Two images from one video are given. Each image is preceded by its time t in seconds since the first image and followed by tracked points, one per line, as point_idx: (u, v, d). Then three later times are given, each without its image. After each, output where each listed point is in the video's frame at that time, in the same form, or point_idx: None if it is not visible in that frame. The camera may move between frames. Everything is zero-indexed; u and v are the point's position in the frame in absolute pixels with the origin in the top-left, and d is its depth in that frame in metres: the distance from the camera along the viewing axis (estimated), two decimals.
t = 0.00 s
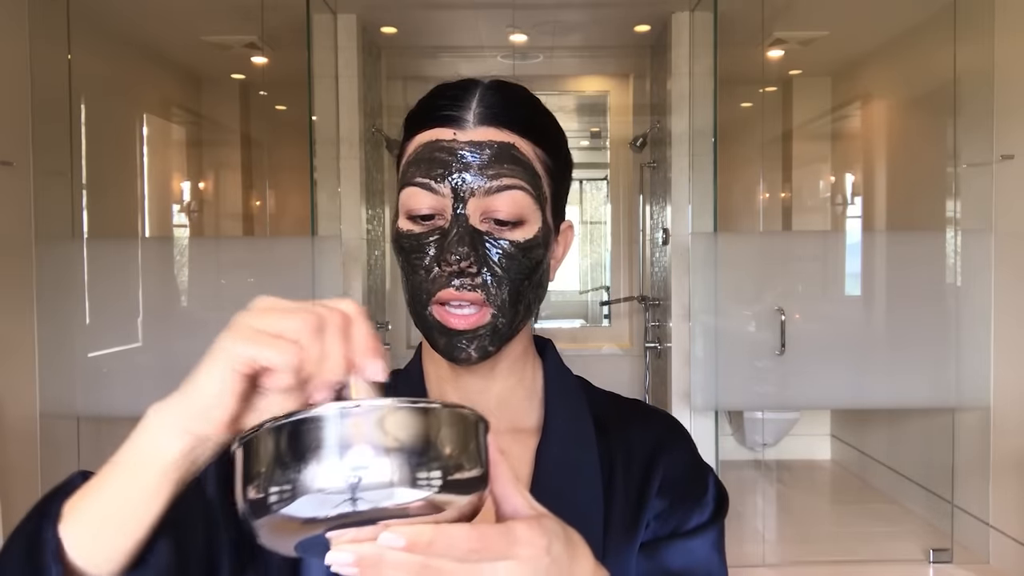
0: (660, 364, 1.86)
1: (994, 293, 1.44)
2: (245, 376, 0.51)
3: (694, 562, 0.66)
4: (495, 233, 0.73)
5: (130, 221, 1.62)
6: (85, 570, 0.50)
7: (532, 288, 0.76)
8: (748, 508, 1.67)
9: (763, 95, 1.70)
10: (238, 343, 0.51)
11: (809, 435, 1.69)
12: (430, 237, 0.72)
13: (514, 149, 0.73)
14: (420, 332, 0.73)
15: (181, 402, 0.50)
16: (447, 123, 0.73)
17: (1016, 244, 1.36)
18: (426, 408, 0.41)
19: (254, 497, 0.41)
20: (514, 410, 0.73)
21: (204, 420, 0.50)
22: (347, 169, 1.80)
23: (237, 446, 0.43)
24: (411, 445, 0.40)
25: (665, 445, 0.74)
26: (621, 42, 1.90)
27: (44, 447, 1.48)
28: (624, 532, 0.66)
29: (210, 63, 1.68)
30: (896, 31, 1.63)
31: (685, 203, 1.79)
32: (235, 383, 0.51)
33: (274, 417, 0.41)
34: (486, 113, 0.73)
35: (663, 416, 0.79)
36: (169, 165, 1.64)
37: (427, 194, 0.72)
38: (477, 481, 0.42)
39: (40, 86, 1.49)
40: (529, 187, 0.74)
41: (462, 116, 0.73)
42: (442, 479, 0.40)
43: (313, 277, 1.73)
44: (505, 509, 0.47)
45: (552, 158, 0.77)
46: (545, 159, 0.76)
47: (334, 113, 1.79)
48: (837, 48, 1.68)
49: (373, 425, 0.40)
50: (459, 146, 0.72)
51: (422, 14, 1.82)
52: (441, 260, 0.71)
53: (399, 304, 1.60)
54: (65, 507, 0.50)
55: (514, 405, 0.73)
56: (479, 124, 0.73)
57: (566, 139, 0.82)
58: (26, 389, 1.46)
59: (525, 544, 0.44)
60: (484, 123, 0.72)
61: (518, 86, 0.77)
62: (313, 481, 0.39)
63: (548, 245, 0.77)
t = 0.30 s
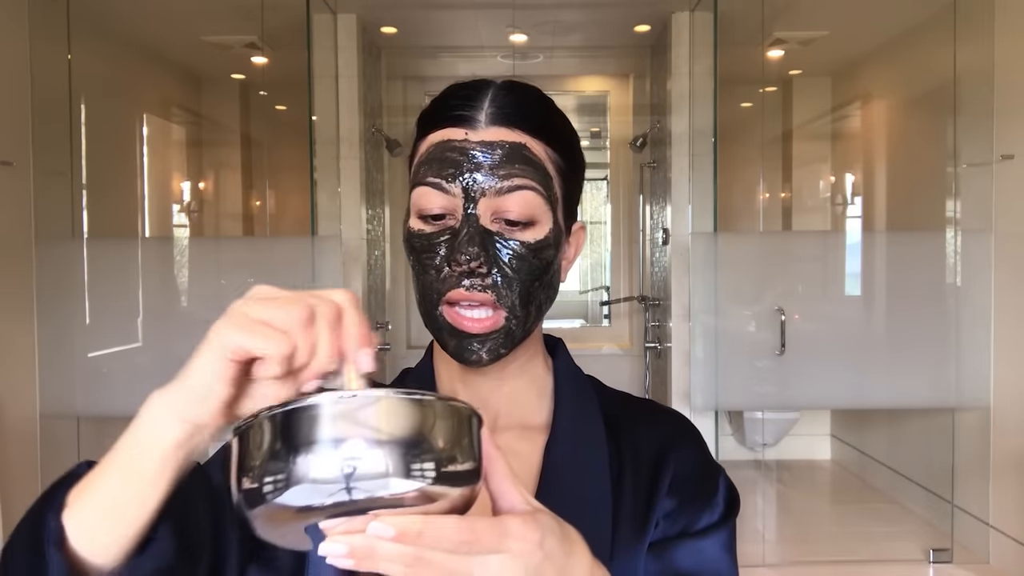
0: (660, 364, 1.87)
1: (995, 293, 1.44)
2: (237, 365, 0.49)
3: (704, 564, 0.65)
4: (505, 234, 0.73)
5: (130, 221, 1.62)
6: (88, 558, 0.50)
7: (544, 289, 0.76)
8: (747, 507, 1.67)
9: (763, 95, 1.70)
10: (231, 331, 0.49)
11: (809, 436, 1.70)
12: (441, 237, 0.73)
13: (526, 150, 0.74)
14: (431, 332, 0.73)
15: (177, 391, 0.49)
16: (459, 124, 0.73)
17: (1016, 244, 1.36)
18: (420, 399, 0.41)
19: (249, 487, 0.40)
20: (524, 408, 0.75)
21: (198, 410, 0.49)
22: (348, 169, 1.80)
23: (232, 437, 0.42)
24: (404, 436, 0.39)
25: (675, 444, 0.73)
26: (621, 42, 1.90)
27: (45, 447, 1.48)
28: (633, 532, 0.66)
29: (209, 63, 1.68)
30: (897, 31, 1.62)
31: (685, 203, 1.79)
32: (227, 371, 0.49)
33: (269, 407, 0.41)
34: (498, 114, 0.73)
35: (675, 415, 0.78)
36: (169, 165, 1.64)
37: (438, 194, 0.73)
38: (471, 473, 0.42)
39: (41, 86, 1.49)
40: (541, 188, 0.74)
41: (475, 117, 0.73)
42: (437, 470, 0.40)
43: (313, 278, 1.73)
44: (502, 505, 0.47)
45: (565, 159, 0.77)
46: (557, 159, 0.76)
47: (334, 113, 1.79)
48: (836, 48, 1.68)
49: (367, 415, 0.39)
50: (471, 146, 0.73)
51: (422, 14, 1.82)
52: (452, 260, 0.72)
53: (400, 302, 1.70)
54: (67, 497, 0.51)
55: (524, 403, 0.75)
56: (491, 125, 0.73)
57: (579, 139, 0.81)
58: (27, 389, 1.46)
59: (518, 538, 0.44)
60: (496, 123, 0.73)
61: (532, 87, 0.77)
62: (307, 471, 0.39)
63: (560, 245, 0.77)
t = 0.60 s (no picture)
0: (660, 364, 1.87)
1: (994, 293, 1.44)
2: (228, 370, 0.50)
3: (711, 563, 0.65)
4: (510, 232, 0.73)
5: (130, 221, 1.62)
6: (88, 559, 0.50)
7: (549, 288, 0.76)
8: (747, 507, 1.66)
9: (763, 95, 1.70)
10: (224, 337, 0.49)
11: (809, 436, 1.69)
12: (445, 235, 0.73)
13: (532, 149, 0.74)
14: (434, 331, 0.73)
15: (169, 391, 0.49)
16: (464, 122, 0.73)
17: (1016, 244, 1.36)
18: (413, 415, 0.41)
19: (238, 503, 0.40)
20: (530, 407, 0.75)
21: (189, 411, 0.49)
22: (348, 169, 1.80)
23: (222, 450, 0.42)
24: (395, 452, 0.40)
25: (682, 441, 0.72)
26: (621, 42, 1.90)
27: (44, 447, 1.47)
28: (639, 533, 0.65)
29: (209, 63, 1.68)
30: (896, 31, 1.62)
31: (685, 203, 1.79)
32: (217, 376, 0.49)
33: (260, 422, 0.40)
34: (504, 113, 0.73)
35: (683, 411, 0.78)
36: (169, 165, 1.64)
37: (443, 192, 0.73)
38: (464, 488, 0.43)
39: (41, 86, 1.49)
40: (546, 187, 0.74)
41: (480, 115, 0.74)
42: (428, 486, 0.40)
43: (313, 278, 1.73)
44: (497, 515, 0.48)
45: (571, 158, 0.77)
46: (563, 158, 0.76)
47: (334, 113, 1.79)
48: (836, 47, 1.68)
49: (360, 433, 0.39)
50: (477, 145, 0.73)
51: (422, 14, 1.82)
52: (456, 258, 0.72)
53: (399, 301, 1.73)
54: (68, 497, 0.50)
55: (530, 403, 0.75)
56: (496, 123, 0.73)
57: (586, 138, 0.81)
58: (26, 390, 1.46)
59: (513, 552, 0.43)
60: (502, 122, 0.73)
61: (539, 86, 0.77)
62: (298, 489, 0.39)
63: (565, 245, 0.77)
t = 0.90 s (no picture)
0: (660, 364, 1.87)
1: (994, 293, 1.44)
2: (231, 380, 0.49)
3: (718, 564, 0.66)
4: (513, 233, 0.73)
5: (130, 221, 1.62)
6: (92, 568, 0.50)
7: (552, 288, 0.76)
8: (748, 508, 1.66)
9: (763, 95, 1.71)
10: (229, 347, 0.48)
11: (808, 436, 1.71)
12: (448, 236, 0.73)
13: (534, 148, 0.74)
14: (437, 332, 0.73)
15: (172, 400, 0.49)
16: (466, 122, 0.73)
17: (1016, 244, 1.36)
18: (419, 420, 0.42)
19: (247, 509, 0.41)
20: (535, 407, 0.75)
21: (192, 420, 0.49)
22: (348, 169, 1.80)
23: (230, 458, 0.43)
24: (403, 458, 0.41)
25: (689, 441, 0.73)
26: (621, 42, 1.90)
27: (44, 447, 1.47)
28: (646, 535, 0.66)
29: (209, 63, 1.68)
30: (897, 31, 1.62)
31: (685, 203, 1.79)
32: (221, 386, 0.49)
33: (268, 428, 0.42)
34: (506, 112, 0.73)
35: (689, 411, 0.78)
36: (169, 165, 1.64)
37: (445, 193, 0.73)
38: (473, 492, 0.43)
39: (40, 86, 1.48)
40: (549, 186, 0.74)
41: (482, 115, 0.73)
42: (436, 491, 0.41)
43: (313, 278, 1.72)
44: (504, 520, 0.48)
45: (573, 157, 0.77)
46: (566, 158, 0.76)
47: (334, 113, 1.78)
48: (836, 48, 1.68)
49: (366, 439, 0.41)
50: (479, 144, 0.73)
51: (422, 14, 1.82)
52: (459, 258, 0.72)
53: (400, 302, 1.77)
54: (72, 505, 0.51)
55: (535, 403, 0.75)
56: (498, 123, 0.73)
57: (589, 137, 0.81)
58: (26, 390, 1.45)
59: (523, 558, 0.43)
60: (504, 121, 0.73)
61: (541, 85, 0.77)
62: (305, 495, 0.40)
63: (568, 244, 0.77)
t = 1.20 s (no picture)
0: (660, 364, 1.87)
1: (995, 293, 1.44)
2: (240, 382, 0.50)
3: (723, 567, 0.67)
4: (517, 235, 0.73)
5: (130, 221, 1.62)
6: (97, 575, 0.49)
7: (556, 290, 0.76)
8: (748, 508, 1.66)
9: (763, 95, 1.71)
10: (235, 350, 0.50)
11: (808, 436, 1.70)
12: (451, 238, 0.72)
13: (539, 150, 0.74)
14: (440, 329, 0.74)
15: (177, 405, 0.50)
16: (469, 124, 0.73)
17: (1016, 244, 1.36)
18: (428, 426, 0.42)
19: (253, 514, 0.41)
20: (539, 409, 0.74)
21: (199, 423, 0.49)
22: (348, 169, 1.80)
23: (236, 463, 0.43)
24: (412, 463, 0.41)
25: (691, 446, 0.74)
26: (621, 42, 1.90)
27: (44, 447, 1.46)
28: (650, 539, 0.66)
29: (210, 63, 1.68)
30: (896, 31, 1.62)
31: (685, 203, 1.78)
32: (228, 388, 0.50)
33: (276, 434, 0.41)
34: (510, 113, 0.73)
35: (689, 413, 0.79)
36: (169, 165, 1.64)
37: (448, 195, 0.72)
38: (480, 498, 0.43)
39: (41, 86, 1.47)
40: (552, 188, 0.74)
41: (486, 116, 0.73)
42: (443, 497, 0.42)
43: (313, 278, 1.73)
44: (512, 527, 0.47)
45: (578, 159, 0.77)
46: (570, 159, 0.76)
47: (334, 113, 1.78)
48: (837, 47, 1.68)
49: (374, 445, 0.41)
50: (482, 146, 0.72)
51: (422, 14, 1.82)
52: (462, 261, 0.72)
53: (399, 303, 1.72)
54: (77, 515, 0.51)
55: (539, 405, 0.74)
56: (501, 124, 0.73)
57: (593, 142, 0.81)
58: (26, 390, 1.45)
59: (531, 564, 0.44)
60: (508, 123, 0.73)
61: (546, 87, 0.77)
62: (313, 500, 0.40)
63: (572, 246, 0.77)
